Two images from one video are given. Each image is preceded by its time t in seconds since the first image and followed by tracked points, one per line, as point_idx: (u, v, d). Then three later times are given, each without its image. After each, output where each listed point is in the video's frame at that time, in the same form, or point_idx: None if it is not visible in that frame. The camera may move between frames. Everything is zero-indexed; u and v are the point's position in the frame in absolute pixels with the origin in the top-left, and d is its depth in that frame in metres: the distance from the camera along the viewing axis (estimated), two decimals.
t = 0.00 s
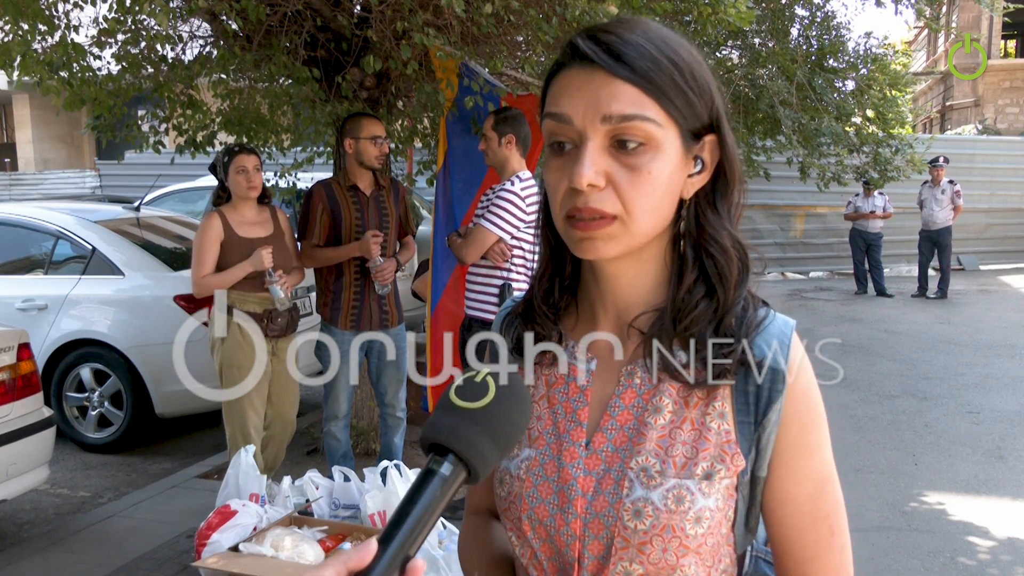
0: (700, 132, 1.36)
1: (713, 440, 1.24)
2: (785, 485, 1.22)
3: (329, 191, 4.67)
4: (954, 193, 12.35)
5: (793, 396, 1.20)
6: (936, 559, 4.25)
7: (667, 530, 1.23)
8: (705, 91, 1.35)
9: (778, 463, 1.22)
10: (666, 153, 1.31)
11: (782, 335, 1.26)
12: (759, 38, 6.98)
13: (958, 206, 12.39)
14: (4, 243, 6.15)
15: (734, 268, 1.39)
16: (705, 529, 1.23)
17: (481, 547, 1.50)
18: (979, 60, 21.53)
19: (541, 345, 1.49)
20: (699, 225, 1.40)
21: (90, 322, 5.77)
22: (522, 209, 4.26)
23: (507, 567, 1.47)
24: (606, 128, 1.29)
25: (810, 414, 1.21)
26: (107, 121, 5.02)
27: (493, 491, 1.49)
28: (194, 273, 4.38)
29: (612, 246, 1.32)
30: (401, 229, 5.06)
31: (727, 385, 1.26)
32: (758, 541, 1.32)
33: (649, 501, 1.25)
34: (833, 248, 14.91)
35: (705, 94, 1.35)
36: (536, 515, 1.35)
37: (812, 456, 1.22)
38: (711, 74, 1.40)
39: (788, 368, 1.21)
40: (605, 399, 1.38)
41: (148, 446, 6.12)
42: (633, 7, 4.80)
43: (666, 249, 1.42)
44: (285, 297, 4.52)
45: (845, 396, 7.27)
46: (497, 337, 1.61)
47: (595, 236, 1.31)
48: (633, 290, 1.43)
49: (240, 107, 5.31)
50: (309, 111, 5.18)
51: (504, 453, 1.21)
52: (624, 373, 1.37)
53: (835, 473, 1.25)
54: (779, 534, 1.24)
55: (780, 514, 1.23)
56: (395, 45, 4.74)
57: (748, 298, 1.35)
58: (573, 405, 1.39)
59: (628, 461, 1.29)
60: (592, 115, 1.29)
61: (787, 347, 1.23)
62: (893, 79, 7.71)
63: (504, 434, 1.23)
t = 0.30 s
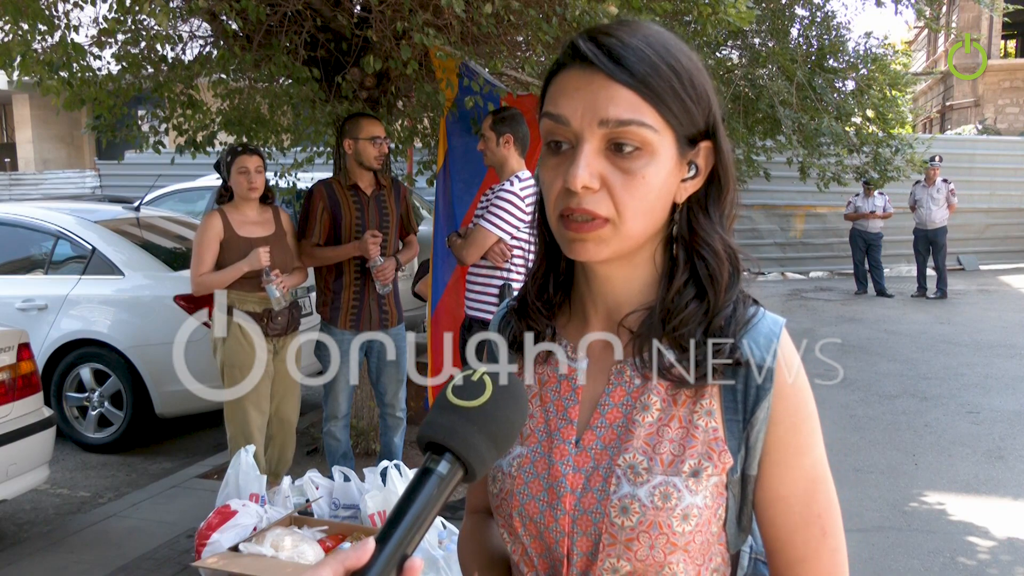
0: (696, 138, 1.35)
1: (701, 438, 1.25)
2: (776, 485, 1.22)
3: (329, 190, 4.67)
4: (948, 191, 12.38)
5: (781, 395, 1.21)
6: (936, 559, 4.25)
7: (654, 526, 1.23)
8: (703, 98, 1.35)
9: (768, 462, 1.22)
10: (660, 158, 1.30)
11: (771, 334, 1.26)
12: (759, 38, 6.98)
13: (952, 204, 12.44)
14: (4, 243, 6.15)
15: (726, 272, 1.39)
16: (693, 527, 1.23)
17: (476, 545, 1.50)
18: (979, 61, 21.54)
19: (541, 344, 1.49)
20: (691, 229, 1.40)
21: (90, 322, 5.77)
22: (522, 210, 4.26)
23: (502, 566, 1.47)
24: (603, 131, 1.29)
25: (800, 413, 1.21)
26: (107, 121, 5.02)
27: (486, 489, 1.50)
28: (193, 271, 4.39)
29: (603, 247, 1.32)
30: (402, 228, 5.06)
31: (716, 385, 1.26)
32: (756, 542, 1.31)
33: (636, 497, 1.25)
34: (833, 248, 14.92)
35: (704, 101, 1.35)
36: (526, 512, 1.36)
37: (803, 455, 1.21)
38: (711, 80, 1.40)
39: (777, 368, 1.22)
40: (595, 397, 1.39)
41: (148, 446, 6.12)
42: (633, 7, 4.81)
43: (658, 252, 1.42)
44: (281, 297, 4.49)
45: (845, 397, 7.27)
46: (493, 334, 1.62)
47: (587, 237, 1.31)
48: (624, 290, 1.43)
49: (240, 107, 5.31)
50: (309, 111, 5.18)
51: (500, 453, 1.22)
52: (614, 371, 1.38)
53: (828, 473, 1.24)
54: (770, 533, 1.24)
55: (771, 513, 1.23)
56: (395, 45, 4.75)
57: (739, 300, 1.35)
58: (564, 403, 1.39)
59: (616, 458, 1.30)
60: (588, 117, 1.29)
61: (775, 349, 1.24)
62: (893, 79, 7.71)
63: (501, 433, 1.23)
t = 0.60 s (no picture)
0: (690, 141, 1.35)
1: (696, 434, 1.25)
2: (771, 481, 1.22)
3: (330, 190, 4.68)
4: (945, 190, 12.38)
5: (776, 392, 1.20)
6: (936, 559, 4.25)
7: (650, 522, 1.24)
8: (697, 101, 1.35)
9: (764, 459, 1.22)
10: (654, 162, 1.31)
11: (765, 330, 1.26)
12: (759, 38, 6.98)
13: (948, 203, 12.46)
14: (4, 243, 6.15)
15: (721, 272, 1.39)
16: (689, 523, 1.23)
17: (476, 544, 1.50)
18: (979, 61, 21.53)
19: (541, 344, 1.49)
20: (686, 230, 1.40)
21: (90, 322, 5.77)
22: (521, 210, 4.26)
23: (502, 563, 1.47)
24: (597, 137, 1.29)
25: (795, 409, 1.20)
26: (107, 121, 5.02)
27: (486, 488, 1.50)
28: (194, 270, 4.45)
29: (599, 251, 1.32)
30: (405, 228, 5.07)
31: (711, 383, 1.26)
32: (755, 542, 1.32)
33: (632, 492, 1.25)
34: (833, 248, 14.92)
35: (697, 104, 1.35)
36: (524, 508, 1.36)
37: (799, 451, 1.20)
38: (705, 82, 1.40)
39: (770, 364, 1.21)
40: (593, 395, 1.39)
41: (148, 446, 6.12)
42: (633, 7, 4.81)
43: (653, 252, 1.42)
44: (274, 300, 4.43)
45: (846, 397, 7.27)
46: (493, 334, 1.62)
47: (582, 241, 1.31)
48: (620, 291, 1.43)
49: (240, 107, 5.32)
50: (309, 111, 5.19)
51: (497, 451, 1.22)
52: (610, 369, 1.38)
53: (825, 470, 1.24)
54: (767, 530, 1.24)
55: (767, 510, 1.23)
56: (395, 45, 4.75)
57: (734, 298, 1.35)
58: (562, 401, 1.39)
59: (612, 454, 1.30)
60: (582, 123, 1.29)
61: (770, 345, 1.23)
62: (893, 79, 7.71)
63: (498, 433, 1.23)
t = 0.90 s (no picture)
0: (690, 145, 1.35)
1: (693, 430, 1.26)
2: (769, 478, 1.21)
3: (330, 190, 4.68)
4: (944, 190, 12.39)
5: (773, 388, 1.20)
6: (936, 559, 4.25)
7: (648, 518, 1.24)
8: (699, 105, 1.35)
9: (761, 456, 1.22)
10: (656, 168, 1.31)
11: (762, 328, 1.26)
12: (759, 38, 6.98)
13: (946, 202, 12.50)
14: (4, 243, 6.15)
15: (720, 272, 1.39)
16: (687, 519, 1.24)
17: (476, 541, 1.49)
18: (979, 60, 21.52)
19: (540, 344, 1.49)
20: (684, 231, 1.40)
21: (91, 322, 5.77)
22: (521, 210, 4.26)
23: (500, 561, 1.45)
24: (600, 142, 1.29)
25: (794, 407, 1.20)
26: (107, 121, 5.02)
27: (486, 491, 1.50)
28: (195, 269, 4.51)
29: (599, 254, 1.33)
30: (405, 228, 5.06)
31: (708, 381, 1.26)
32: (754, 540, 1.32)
33: (631, 489, 1.26)
34: (833, 248, 14.92)
35: (699, 109, 1.35)
36: (523, 506, 1.36)
37: (797, 447, 1.20)
38: (707, 86, 1.39)
39: (768, 362, 1.21)
40: (592, 393, 1.39)
41: (148, 446, 6.12)
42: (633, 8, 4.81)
43: (651, 254, 1.42)
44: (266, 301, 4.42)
45: (846, 397, 7.27)
46: (494, 334, 1.62)
47: (583, 245, 1.32)
48: (619, 291, 1.44)
49: (240, 107, 5.32)
50: (309, 111, 5.20)
51: (494, 450, 1.22)
52: (609, 367, 1.38)
53: (824, 467, 1.23)
54: (765, 527, 1.24)
55: (765, 506, 1.22)
56: (395, 45, 4.75)
57: (731, 299, 1.35)
58: (561, 399, 1.39)
59: (611, 451, 1.30)
60: (586, 128, 1.30)
61: (767, 340, 1.24)
62: (893, 79, 7.71)
63: (495, 431, 1.23)
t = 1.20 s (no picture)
0: (687, 146, 1.35)
1: (691, 430, 1.26)
2: (766, 476, 1.22)
3: (330, 190, 4.67)
4: (946, 190, 12.39)
5: (769, 386, 1.21)
6: (936, 559, 4.25)
7: (646, 517, 1.24)
8: (697, 106, 1.35)
9: (758, 454, 1.22)
10: (654, 167, 1.31)
11: (757, 327, 1.26)
12: (759, 38, 6.98)
13: (950, 203, 12.47)
14: (4, 243, 6.15)
15: (715, 273, 1.39)
16: (685, 518, 1.24)
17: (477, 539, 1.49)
18: (979, 61, 21.52)
19: (540, 344, 1.49)
20: (681, 232, 1.39)
21: (91, 322, 5.76)
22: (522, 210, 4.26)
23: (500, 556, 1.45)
24: (599, 141, 1.29)
25: (789, 404, 1.21)
26: (107, 121, 5.02)
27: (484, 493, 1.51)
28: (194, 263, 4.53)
29: (595, 252, 1.33)
30: (405, 229, 5.05)
31: (705, 380, 1.26)
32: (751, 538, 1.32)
33: (629, 489, 1.26)
34: (833, 248, 14.92)
35: (697, 110, 1.35)
36: (522, 506, 1.36)
37: (792, 446, 1.21)
38: (704, 88, 1.39)
39: (764, 361, 1.22)
40: (590, 394, 1.38)
41: (148, 446, 6.12)
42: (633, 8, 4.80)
43: (648, 254, 1.41)
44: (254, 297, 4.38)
45: (846, 396, 7.27)
46: (492, 335, 1.62)
47: (580, 243, 1.32)
48: (615, 292, 1.43)
49: (240, 107, 5.32)
50: (309, 111, 5.20)
51: (494, 451, 1.22)
52: (607, 367, 1.38)
53: (820, 464, 1.23)
54: (763, 525, 1.24)
55: (762, 505, 1.23)
56: (395, 45, 4.74)
57: (728, 298, 1.35)
58: (560, 400, 1.39)
59: (609, 451, 1.30)
60: (585, 127, 1.29)
61: (763, 340, 1.24)
62: (893, 80, 7.72)
63: (495, 432, 1.23)
